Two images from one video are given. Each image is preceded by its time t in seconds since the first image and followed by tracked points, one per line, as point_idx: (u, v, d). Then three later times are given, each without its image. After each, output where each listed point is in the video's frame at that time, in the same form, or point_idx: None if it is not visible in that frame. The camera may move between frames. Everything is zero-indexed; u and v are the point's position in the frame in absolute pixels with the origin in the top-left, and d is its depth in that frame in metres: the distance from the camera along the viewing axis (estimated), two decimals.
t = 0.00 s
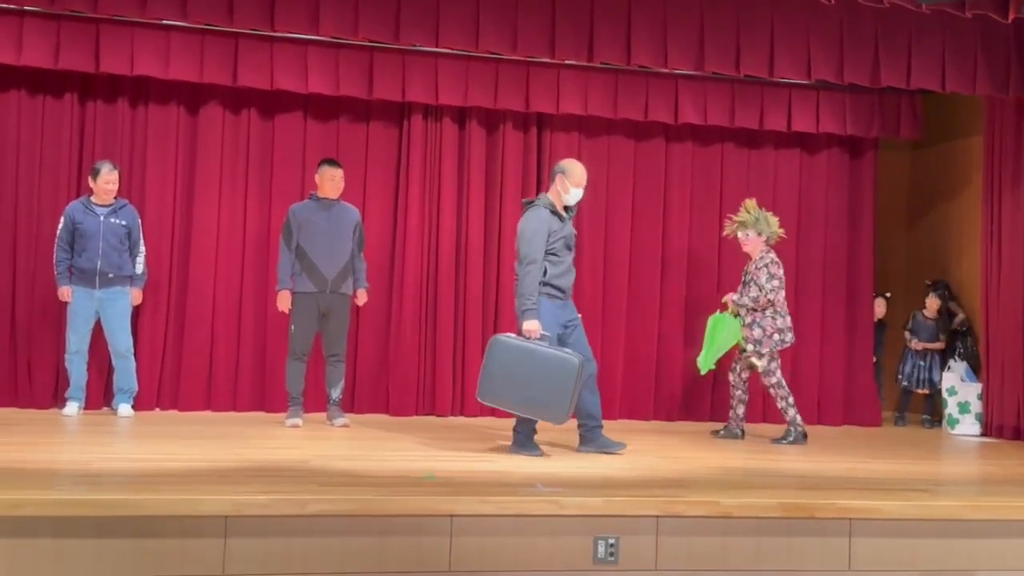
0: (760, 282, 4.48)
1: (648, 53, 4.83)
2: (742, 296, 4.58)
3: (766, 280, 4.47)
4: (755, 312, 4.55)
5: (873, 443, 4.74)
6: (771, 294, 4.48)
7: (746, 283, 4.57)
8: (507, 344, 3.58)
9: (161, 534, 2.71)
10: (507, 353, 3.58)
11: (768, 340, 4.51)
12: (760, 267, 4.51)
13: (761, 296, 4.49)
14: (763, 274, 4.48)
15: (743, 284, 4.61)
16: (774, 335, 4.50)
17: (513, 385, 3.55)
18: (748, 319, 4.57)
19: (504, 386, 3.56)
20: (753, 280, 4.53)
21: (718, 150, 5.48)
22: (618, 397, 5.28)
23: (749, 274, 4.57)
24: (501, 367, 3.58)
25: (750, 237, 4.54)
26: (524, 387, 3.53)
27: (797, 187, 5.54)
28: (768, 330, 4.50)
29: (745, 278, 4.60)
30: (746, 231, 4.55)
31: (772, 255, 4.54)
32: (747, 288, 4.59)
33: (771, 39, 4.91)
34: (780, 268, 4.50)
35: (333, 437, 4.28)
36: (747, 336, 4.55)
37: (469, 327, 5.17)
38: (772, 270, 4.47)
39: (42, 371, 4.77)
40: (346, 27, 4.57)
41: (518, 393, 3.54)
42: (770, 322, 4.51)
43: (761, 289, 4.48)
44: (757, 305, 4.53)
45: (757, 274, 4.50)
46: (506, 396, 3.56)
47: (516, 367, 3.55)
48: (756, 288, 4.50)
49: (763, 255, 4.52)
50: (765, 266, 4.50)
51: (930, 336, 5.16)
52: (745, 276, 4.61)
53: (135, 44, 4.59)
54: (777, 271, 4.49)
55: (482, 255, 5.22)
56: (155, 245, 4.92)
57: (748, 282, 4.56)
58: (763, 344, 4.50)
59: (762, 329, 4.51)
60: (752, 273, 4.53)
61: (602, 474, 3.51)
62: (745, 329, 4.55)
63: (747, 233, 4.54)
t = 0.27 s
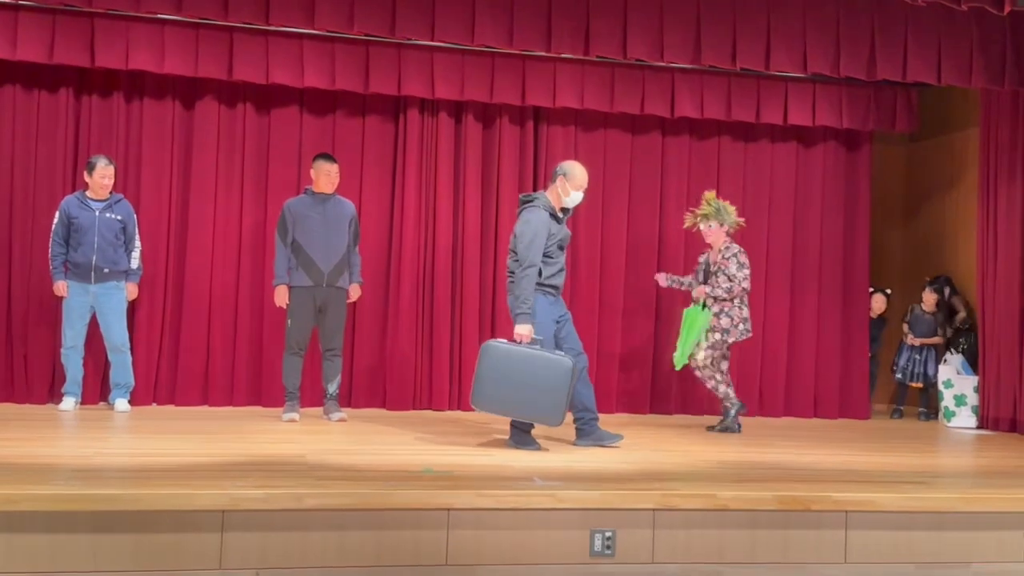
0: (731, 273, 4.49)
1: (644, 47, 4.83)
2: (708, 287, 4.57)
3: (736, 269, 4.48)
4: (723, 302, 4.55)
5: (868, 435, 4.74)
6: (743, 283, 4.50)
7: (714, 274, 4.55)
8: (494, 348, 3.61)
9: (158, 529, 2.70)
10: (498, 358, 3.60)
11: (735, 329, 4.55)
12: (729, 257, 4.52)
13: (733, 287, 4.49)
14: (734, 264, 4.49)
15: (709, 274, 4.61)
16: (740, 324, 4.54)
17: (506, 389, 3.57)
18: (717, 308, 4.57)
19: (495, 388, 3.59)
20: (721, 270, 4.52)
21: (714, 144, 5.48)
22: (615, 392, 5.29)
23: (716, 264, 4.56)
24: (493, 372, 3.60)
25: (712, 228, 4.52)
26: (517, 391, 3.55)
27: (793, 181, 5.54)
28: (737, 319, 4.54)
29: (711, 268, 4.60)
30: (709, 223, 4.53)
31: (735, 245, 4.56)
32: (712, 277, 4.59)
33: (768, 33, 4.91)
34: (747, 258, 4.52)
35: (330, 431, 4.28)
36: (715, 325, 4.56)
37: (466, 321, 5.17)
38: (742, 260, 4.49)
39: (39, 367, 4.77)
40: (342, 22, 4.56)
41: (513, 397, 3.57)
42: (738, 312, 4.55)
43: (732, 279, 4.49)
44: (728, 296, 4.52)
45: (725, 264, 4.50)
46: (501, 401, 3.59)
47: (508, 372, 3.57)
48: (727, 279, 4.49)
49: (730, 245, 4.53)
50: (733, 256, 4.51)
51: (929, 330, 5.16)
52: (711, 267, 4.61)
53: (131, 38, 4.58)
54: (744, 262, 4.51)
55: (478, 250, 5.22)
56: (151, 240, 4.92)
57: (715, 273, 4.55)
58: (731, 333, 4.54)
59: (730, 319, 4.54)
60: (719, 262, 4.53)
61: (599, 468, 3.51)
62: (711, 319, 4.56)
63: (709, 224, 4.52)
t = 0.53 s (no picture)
0: (692, 270, 4.52)
1: (638, 40, 4.82)
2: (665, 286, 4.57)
3: (696, 266, 4.52)
4: (684, 300, 4.56)
5: (864, 427, 4.75)
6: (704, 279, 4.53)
7: (673, 272, 4.56)
8: (486, 339, 3.59)
9: (153, 523, 2.70)
10: (492, 351, 3.57)
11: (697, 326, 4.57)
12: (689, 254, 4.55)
13: (696, 283, 4.51)
14: (694, 261, 4.52)
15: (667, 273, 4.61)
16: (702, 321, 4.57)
17: (502, 380, 3.55)
18: (680, 306, 4.56)
19: (488, 380, 3.57)
20: (681, 268, 4.54)
21: (710, 136, 5.47)
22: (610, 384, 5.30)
23: (675, 262, 4.58)
24: (487, 364, 3.57)
25: (670, 224, 4.50)
26: (513, 382, 3.53)
27: (789, 172, 5.54)
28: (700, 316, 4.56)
29: (671, 265, 4.60)
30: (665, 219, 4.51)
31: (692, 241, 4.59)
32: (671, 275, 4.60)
33: (763, 25, 4.91)
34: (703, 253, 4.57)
35: (326, 424, 4.28)
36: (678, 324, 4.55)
37: (462, 314, 5.18)
38: (702, 258, 4.54)
39: (34, 361, 4.77)
40: (336, 15, 4.54)
41: (509, 388, 3.55)
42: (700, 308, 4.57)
43: (692, 277, 4.51)
44: (691, 293, 4.53)
45: (686, 261, 4.53)
46: (498, 392, 3.56)
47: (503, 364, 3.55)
48: (688, 276, 4.51)
49: (687, 243, 4.56)
50: (692, 253, 4.55)
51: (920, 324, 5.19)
52: (669, 264, 4.61)
53: (124, 33, 4.57)
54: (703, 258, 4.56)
55: (474, 243, 5.22)
56: (146, 233, 4.91)
57: (677, 270, 4.56)
58: (694, 330, 4.55)
59: (693, 316, 4.55)
60: (679, 260, 4.55)
61: (594, 460, 3.52)
62: (676, 317, 4.54)
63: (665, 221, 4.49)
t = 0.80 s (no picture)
0: (659, 258, 4.48)
1: (634, 36, 4.82)
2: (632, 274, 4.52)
3: (664, 254, 4.48)
4: (650, 287, 4.52)
5: (861, 423, 4.75)
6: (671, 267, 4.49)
7: (640, 260, 4.51)
8: (484, 334, 3.57)
9: (150, 521, 2.69)
10: (489, 344, 3.56)
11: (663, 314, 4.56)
12: (654, 243, 4.52)
13: (663, 271, 4.47)
14: (662, 249, 4.49)
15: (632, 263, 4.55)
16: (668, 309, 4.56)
17: (500, 373, 3.54)
18: (646, 293, 4.53)
19: (487, 374, 3.55)
20: (648, 256, 4.50)
21: (707, 133, 5.46)
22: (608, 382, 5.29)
23: (640, 251, 4.53)
24: (484, 358, 3.56)
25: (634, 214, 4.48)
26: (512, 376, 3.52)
27: (785, 169, 5.53)
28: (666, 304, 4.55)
29: (636, 254, 4.54)
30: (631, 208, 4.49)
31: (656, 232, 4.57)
32: (634, 264, 4.55)
33: (759, 21, 4.91)
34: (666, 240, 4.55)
35: (323, 422, 4.28)
36: (647, 311, 4.52)
37: (459, 311, 5.17)
38: (667, 245, 4.51)
39: (30, 360, 4.75)
40: (332, 12, 4.54)
41: (507, 382, 3.54)
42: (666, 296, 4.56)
43: (660, 265, 4.47)
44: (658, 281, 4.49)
45: (654, 249, 4.49)
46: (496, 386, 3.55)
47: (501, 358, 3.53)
48: (655, 264, 4.47)
49: (652, 232, 4.53)
50: (658, 242, 4.51)
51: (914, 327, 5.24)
52: (634, 254, 4.55)
53: (120, 30, 4.56)
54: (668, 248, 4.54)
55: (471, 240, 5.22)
56: (141, 232, 4.90)
57: (643, 260, 4.51)
58: (663, 317, 4.54)
59: (660, 303, 4.54)
60: (646, 249, 4.51)
61: (592, 457, 3.51)
62: (643, 305, 4.50)
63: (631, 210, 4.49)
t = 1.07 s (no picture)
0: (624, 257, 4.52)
1: (633, 35, 4.82)
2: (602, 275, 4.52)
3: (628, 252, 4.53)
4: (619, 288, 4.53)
5: (860, 421, 4.75)
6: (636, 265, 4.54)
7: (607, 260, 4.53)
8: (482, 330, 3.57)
9: (150, 520, 2.70)
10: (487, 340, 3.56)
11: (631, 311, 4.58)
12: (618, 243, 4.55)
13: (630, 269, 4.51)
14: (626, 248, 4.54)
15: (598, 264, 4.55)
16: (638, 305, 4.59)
17: (498, 369, 3.54)
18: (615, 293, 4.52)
19: (487, 370, 3.55)
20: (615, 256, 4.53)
21: (706, 131, 5.46)
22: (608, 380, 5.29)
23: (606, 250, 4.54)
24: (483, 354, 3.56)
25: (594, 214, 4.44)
26: (510, 371, 3.52)
27: (784, 168, 5.53)
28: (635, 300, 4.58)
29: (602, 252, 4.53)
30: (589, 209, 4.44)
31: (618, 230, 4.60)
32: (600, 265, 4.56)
33: (758, 20, 4.92)
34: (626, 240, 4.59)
35: (322, 421, 4.28)
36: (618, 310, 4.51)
37: (458, 309, 5.17)
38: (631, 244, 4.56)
39: (30, 358, 4.76)
40: (330, 11, 4.54)
41: (505, 378, 3.53)
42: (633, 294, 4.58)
43: (627, 264, 4.51)
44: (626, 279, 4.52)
45: (620, 248, 4.53)
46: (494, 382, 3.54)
47: (499, 354, 3.53)
48: (623, 262, 4.51)
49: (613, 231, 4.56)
50: (623, 242, 4.55)
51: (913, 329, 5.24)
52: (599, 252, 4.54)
53: (119, 30, 4.56)
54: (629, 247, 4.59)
55: (470, 239, 5.22)
56: (141, 230, 4.90)
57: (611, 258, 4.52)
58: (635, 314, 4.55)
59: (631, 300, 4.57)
60: (612, 249, 4.54)
61: (591, 455, 3.52)
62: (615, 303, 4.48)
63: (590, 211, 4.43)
